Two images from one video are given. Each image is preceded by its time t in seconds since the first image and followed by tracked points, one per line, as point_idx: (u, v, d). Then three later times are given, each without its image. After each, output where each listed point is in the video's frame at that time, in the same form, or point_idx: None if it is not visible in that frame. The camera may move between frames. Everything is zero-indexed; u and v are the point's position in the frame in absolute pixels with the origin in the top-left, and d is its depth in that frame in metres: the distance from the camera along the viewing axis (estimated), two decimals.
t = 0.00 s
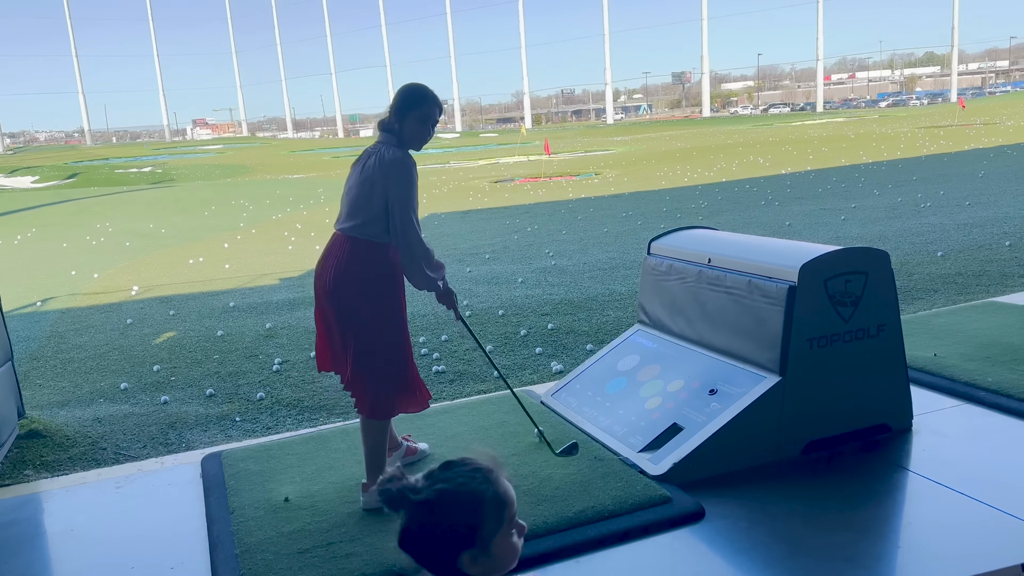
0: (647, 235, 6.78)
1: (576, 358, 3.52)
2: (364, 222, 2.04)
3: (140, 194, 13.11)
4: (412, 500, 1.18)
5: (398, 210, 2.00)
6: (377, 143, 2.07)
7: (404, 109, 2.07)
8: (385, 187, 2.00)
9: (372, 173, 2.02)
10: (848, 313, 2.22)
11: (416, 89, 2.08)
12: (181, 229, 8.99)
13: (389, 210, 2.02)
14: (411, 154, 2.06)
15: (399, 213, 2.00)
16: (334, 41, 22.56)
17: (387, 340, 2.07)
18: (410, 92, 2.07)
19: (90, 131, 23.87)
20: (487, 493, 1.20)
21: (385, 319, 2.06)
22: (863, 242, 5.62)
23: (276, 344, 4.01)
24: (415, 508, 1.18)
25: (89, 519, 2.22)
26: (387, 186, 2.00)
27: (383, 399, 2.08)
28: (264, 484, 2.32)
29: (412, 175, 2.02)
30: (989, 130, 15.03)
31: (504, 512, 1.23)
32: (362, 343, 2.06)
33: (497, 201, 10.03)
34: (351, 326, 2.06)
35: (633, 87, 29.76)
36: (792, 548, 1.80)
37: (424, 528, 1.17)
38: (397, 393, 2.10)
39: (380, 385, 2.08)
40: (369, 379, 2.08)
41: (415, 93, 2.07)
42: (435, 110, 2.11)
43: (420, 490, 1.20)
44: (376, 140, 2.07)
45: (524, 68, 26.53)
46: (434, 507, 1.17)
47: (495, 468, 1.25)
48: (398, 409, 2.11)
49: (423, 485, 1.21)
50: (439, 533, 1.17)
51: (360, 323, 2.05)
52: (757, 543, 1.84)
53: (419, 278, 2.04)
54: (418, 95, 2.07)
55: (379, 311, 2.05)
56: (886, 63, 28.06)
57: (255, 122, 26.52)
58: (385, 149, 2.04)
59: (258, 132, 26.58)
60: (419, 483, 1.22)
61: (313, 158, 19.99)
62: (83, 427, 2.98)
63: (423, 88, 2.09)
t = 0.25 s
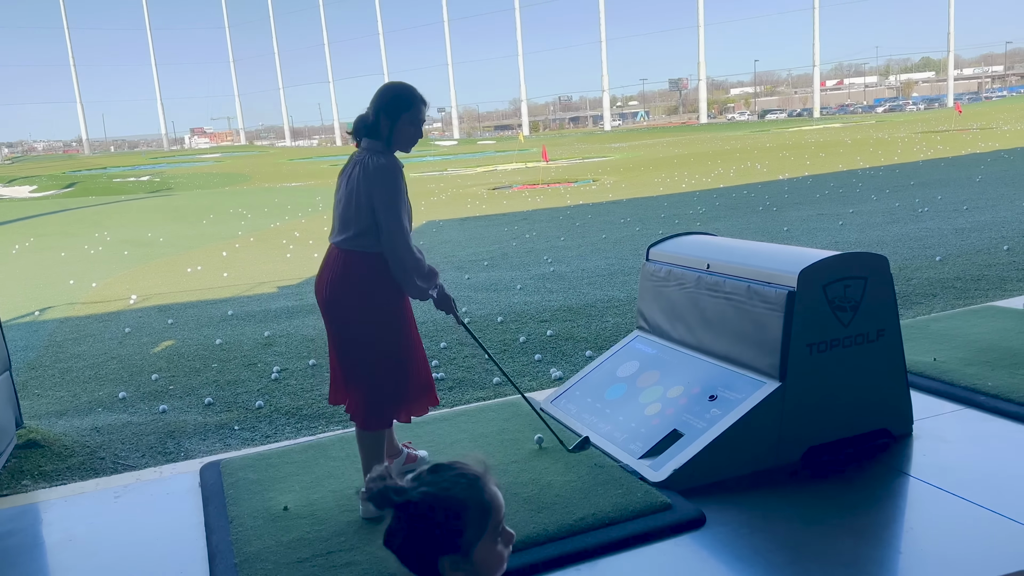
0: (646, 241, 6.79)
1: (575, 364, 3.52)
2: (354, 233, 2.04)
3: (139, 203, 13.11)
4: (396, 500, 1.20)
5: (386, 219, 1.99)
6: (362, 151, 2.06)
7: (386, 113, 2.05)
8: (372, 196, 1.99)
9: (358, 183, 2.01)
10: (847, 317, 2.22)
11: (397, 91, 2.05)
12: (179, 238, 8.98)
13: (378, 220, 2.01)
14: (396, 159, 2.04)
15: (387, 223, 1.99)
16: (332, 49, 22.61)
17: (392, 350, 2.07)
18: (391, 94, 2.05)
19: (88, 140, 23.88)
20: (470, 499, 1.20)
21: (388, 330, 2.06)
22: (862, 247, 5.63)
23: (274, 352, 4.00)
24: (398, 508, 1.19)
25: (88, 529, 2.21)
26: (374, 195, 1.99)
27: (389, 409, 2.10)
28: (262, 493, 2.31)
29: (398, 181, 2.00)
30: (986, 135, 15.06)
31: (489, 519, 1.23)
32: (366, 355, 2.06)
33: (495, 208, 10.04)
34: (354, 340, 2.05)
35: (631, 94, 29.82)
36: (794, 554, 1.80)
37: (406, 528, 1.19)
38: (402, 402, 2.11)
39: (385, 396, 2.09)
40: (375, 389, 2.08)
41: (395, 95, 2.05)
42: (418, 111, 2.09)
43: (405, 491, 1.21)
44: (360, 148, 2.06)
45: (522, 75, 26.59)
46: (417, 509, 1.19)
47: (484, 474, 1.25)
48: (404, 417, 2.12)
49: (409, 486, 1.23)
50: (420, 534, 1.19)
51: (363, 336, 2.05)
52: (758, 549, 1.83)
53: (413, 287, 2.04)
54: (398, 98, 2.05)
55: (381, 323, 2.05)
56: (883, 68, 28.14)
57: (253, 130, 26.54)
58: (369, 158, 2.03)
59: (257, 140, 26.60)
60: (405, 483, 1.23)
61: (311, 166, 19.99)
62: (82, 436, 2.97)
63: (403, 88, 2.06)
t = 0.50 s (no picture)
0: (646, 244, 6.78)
1: (575, 368, 3.52)
2: (345, 241, 2.04)
3: (138, 209, 13.10)
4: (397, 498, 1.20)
5: (379, 228, 1.99)
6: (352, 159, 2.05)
7: (376, 119, 2.05)
8: (365, 205, 1.99)
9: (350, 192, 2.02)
10: (847, 320, 2.21)
11: (385, 98, 2.05)
12: (178, 243, 8.98)
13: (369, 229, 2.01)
14: (387, 166, 2.04)
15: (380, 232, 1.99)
16: (330, 54, 22.63)
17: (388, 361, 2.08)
18: (379, 101, 2.05)
19: (87, 145, 23.89)
20: (470, 500, 1.20)
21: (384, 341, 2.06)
22: (861, 249, 5.62)
23: (274, 357, 4.00)
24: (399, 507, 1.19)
25: (87, 535, 2.20)
26: (366, 203, 2.00)
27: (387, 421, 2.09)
28: (262, 499, 2.31)
29: (390, 188, 2.01)
30: (985, 137, 15.06)
31: (489, 519, 1.23)
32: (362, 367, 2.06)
33: (494, 212, 10.04)
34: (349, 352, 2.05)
35: (629, 97, 29.84)
36: (795, 558, 1.79)
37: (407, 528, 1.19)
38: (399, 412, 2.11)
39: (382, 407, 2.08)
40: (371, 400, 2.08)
41: (384, 101, 2.05)
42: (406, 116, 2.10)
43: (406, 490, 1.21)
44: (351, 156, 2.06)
45: (520, 79, 26.62)
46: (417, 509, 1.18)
47: (486, 475, 1.25)
48: (401, 427, 2.12)
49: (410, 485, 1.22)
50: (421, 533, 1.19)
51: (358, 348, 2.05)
52: (759, 553, 1.82)
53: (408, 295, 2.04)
54: (388, 105, 2.05)
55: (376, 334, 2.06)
56: (881, 71, 28.17)
57: (252, 135, 26.54)
58: (360, 165, 2.03)
59: (256, 145, 26.62)
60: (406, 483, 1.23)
61: (310, 171, 19.99)
62: (81, 442, 2.96)
63: (392, 93, 2.07)
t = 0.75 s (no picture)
0: (647, 245, 6.78)
1: (576, 369, 3.51)
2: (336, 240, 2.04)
3: (139, 211, 13.12)
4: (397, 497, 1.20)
5: (368, 227, 1.97)
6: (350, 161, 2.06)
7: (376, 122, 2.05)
8: (356, 204, 1.98)
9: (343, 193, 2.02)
10: (848, 320, 2.21)
11: (388, 102, 2.06)
12: (179, 246, 8.98)
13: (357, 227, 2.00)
14: (383, 168, 2.03)
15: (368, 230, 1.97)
16: (331, 56, 22.64)
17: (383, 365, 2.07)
18: (380, 106, 2.06)
19: (88, 149, 23.91)
20: (471, 497, 1.20)
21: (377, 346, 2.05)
22: (862, 249, 5.62)
23: (274, 359, 3.99)
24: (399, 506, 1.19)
25: (88, 538, 2.20)
26: (355, 202, 1.99)
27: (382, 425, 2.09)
28: (262, 501, 2.30)
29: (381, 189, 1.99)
30: (986, 136, 15.06)
31: (491, 518, 1.22)
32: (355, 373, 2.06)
33: (495, 214, 10.04)
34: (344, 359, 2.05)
35: (629, 98, 29.83)
36: (795, 559, 1.79)
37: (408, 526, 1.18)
38: (394, 417, 2.10)
39: (376, 413, 2.08)
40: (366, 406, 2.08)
41: (386, 106, 2.06)
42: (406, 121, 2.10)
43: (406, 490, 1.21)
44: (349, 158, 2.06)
45: (520, 81, 26.63)
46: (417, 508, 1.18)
47: (487, 475, 1.25)
48: (390, 433, 2.10)
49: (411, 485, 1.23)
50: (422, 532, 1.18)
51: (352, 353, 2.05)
52: (760, 555, 1.82)
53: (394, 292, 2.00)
54: (389, 108, 2.05)
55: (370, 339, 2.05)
56: (881, 71, 28.15)
57: (253, 138, 26.57)
58: (354, 165, 2.02)
59: (256, 147, 26.64)
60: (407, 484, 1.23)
61: (310, 173, 20.00)
62: (81, 445, 2.96)
63: (392, 97, 2.07)
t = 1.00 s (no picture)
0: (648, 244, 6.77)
1: (578, 368, 3.51)
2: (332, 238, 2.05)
3: (141, 212, 13.14)
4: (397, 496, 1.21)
5: (362, 225, 1.98)
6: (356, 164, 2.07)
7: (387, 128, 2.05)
8: (353, 204, 1.99)
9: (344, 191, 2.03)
10: (850, 319, 2.21)
11: (401, 110, 2.08)
12: (181, 246, 8.99)
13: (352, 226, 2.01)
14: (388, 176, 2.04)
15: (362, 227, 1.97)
16: (332, 56, 22.63)
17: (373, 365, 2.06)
18: (395, 115, 2.06)
19: (90, 150, 23.94)
20: (469, 490, 1.20)
21: (365, 346, 2.04)
22: (864, 248, 5.61)
23: (276, 360, 4.00)
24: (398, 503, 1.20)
25: (90, 539, 2.20)
26: (353, 202, 2.00)
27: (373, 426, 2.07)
28: (264, 502, 2.30)
29: (381, 192, 2.00)
30: (987, 134, 15.04)
31: (489, 510, 1.21)
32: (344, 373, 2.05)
33: (496, 213, 10.04)
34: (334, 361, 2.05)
35: (631, 97, 29.80)
36: (798, 559, 1.78)
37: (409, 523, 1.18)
38: (382, 418, 2.08)
39: (360, 412, 2.07)
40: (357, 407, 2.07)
41: (400, 114, 2.07)
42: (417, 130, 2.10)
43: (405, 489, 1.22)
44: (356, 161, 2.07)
45: (522, 80, 26.61)
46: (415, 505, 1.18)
47: (483, 468, 1.25)
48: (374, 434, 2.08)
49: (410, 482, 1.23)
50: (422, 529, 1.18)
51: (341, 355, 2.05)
52: (762, 554, 1.81)
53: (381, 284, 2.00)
54: (402, 116, 2.06)
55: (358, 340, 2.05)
56: (882, 69, 28.11)
57: (255, 139, 26.60)
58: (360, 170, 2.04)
59: (258, 148, 26.65)
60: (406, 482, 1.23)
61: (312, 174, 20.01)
62: (83, 446, 2.96)
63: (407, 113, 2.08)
